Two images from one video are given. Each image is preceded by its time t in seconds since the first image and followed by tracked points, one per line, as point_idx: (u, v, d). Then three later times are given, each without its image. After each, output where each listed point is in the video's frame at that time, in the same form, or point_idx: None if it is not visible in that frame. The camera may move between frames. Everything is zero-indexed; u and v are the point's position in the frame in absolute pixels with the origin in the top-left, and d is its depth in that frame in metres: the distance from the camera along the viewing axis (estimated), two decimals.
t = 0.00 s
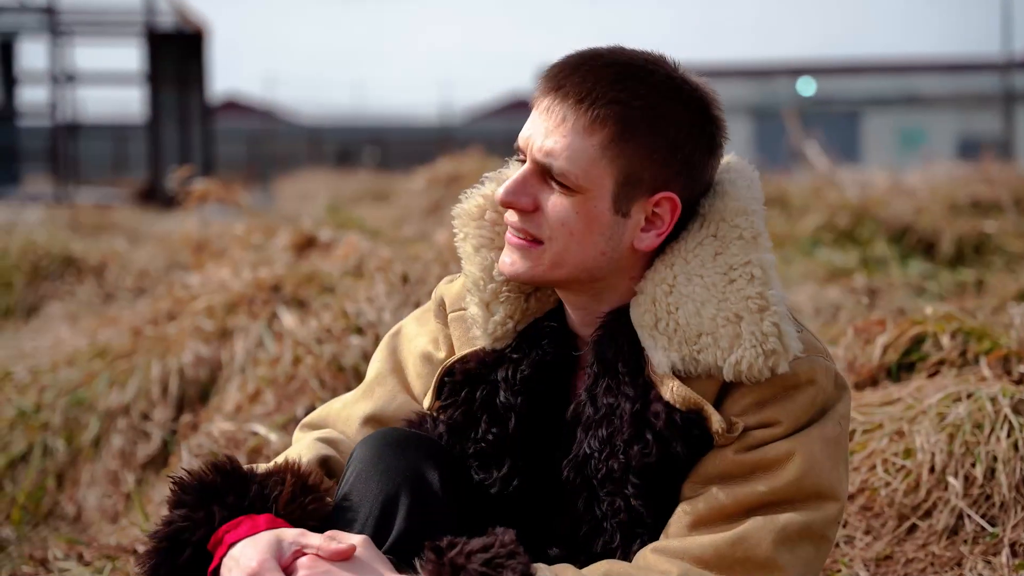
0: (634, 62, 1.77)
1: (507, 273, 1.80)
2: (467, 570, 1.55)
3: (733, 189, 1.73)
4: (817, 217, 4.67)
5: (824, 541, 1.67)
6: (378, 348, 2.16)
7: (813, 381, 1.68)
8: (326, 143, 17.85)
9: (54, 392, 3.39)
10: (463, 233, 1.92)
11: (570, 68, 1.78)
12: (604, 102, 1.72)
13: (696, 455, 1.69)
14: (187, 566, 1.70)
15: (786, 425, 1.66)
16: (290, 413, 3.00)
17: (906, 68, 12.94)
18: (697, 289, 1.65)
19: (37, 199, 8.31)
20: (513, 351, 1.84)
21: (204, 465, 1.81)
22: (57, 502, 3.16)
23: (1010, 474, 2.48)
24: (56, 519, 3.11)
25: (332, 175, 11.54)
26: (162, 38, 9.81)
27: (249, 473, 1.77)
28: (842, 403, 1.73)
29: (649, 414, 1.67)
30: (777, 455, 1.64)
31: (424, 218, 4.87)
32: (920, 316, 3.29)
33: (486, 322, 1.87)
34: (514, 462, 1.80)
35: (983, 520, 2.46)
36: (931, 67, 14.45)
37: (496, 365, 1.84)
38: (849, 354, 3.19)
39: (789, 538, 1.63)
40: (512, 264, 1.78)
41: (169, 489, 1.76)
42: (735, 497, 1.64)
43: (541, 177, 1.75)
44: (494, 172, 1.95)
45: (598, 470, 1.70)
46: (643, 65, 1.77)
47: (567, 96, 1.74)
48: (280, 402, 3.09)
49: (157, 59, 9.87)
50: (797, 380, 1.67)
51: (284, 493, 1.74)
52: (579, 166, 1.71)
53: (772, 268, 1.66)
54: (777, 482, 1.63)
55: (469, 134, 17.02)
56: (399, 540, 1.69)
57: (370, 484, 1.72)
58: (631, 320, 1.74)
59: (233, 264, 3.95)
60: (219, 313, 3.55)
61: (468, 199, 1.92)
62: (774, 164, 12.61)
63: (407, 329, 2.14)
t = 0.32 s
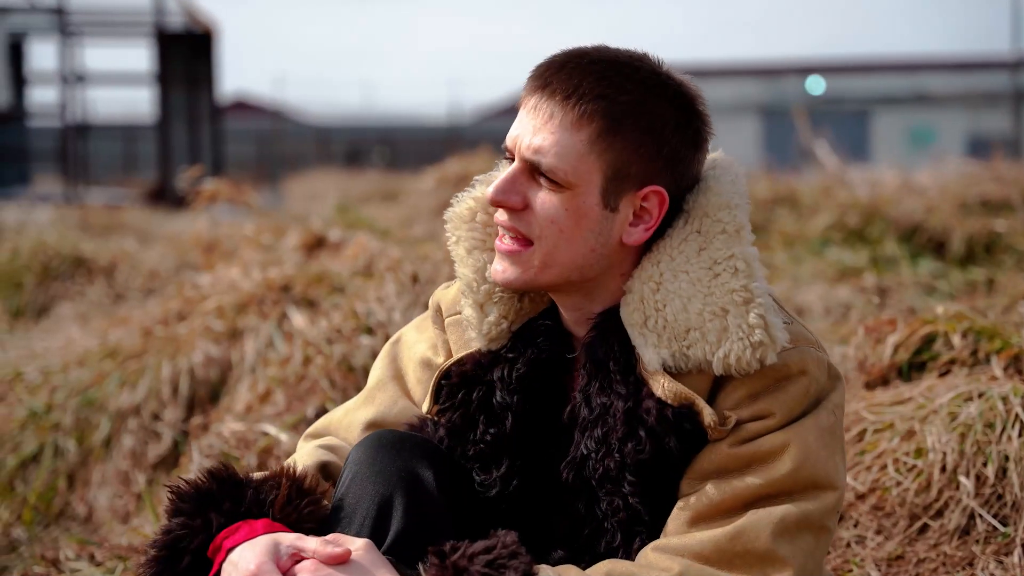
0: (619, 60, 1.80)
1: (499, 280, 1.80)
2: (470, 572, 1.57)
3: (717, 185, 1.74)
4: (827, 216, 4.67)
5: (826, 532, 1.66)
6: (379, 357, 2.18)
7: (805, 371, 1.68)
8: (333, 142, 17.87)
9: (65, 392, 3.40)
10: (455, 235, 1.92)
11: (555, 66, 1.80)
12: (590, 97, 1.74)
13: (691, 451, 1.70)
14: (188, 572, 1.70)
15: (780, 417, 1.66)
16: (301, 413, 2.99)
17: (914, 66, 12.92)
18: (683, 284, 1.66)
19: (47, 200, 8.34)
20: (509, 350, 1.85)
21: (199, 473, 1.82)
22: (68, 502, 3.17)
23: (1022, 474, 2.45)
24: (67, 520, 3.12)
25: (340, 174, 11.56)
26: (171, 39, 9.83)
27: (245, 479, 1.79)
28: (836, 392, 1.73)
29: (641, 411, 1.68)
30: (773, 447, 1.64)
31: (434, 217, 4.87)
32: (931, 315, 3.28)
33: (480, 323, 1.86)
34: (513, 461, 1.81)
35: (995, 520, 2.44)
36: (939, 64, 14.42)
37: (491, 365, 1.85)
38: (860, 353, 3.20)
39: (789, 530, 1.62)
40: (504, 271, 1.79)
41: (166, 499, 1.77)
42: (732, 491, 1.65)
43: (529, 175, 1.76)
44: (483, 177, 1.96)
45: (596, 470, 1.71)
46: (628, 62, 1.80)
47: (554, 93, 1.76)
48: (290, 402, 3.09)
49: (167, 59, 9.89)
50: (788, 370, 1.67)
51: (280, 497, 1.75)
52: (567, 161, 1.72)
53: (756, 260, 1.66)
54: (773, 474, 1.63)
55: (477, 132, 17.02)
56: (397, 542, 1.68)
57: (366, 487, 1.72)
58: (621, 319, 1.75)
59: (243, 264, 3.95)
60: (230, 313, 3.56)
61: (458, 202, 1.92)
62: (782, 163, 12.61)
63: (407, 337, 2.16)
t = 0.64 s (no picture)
0: (587, 54, 1.82)
1: (487, 280, 1.82)
2: (476, 572, 1.58)
3: (705, 180, 1.74)
4: (836, 217, 4.67)
5: (829, 526, 1.66)
6: (386, 363, 2.17)
7: (803, 365, 1.67)
8: (340, 142, 17.89)
9: (76, 393, 3.41)
10: (451, 239, 1.92)
11: (524, 65, 1.83)
12: (554, 90, 1.75)
13: (691, 449, 1.69)
14: None
15: (779, 413, 1.65)
16: (311, 415, 2.99)
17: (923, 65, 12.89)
18: (677, 282, 1.65)
19: (59, 202, 8.37)
20: (508, 350, 1.85)
21: (204, 478, 1.82)
22: (79, 503, 3.18)
23: None
24: (78, 521, 3.13)
25: (349, 175, 11.58)
26: (181, 40, 9.85)
27: (251, 482, 1.79)
28: (836, 385, 1.72)
29: (640, 410, 1.67)
30: (774, 442, 1.64)
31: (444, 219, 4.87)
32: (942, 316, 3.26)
33: (479, 325, 1.87)
34: (517, 461, 1.80)
35: (1006, 521, 2.42)
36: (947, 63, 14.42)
37: (492, 365, 1.84)
38: (870, 354, 3.19)
39: (793, 526, 1.62)
40: (491, 271, 1.80)
41: (174, 503, 1.77)
42: (735, 489, 1.64)
43: (504, 173, 1.78)
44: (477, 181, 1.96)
45: (598, 471, 1.70)
46: (596, 56, 1.82)
47: (521, 90, 1.78)
48: (301, 403, 3.09)
49: (177, 59, 9.92)
50: (787, 365, 1.67)
51: (285, 500, 1.74)
52: (535, 155, 1.73)
53: (749, 254, 1.64)
54: (774, 470, 1.63)
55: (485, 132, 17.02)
56: (402, 544, 1.67)
57: (372, 490, 1.72)
58: (617, 320, 1.75)
59: (254, 265, 3.96)
60: (240, 314, 3.56)
61: (452, 207, 1.93)
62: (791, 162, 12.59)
63: (414, 342, 2.16)
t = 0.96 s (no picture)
0: (610, 51, 1.83)
1: (504, 275, 1.82)
2: (490, 572, 1.58)
3: (723, 183, 1.74)
4: (847, 217, 4.67)
5: (844, 530, 1.65)
6: (401, 362, 2.18)
7: (818, 368, 1.67)
8: (347, 143, 17.92)
9: (87, 394, 3.41)
10: (468, 238, 1.92)
11: (548, 60, 1.84)
12: (576, 85, 1.76)
13: (706, 451, 1.69)
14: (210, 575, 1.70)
15: (795, 416, 1.65)
16: (322, 415, 2.99)
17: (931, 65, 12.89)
18: (693, 284, 1.65)
19: (70, 202, 8.42)
20: (524, 350, 1.85)
21: (220, 478, 1.82)
22: (91, 504, 3.19)
23: None
24: (90, 521, 3.14)
25: (358, 176, 11.61)
26: (191, 42, 9.87)
27: (266, 482, 1.79)
28: (851, 389, 1.72)
29: (655, 412, 1.67)
30: (789, 445, 1.63)
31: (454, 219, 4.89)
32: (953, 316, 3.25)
33: (496, 325, 1.86)
34: (533, 461, 1.80)
35: (1018, 522, 2.39)
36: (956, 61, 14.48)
37: (508, 366, 1.84)
38: (881, 355, 3.18)
39: (807, 529, 1.62)
40: (509, 266, 1.81)
41: (189, 502, 1.77)
42: (749, 491, 1.64)
43: (524, 168, 1.79)
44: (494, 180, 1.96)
45: (612, 471, 1.70)
46: (619, 53, 1.83)
47: (543, 85, 1.80)
48: (311, 403, 3.09)
49: (186, 60, 9.94)
50: (803, 368, 1.66)
51: (300, 500, 1.75)
52: (555, 150, 1.74)
53: (766, 258, 1.62)
54: (789, 472, 1.62)
55: (493, 132, 17.03)
56: (417, 545, 1.67)
57: (386, 491, 1.72)
58: (634, 319, 1.75)
59: (264, 266, 3.97)
60: (251, 315, 3.56)
61: (470, 206, 1.93)
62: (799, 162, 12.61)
63: (428, 342, 2.17)
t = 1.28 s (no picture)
0: (627, 51, 1.84)
1: (516, 272, 1.82)
2: (495, 573, 1.58)
3: (737, 186, 1.75)
4: (850, 219, 4.68)
5: (851, 534, 1.65)
6: (409, 361, 2.18)
7: (829, 372, 1.66)
8: (350, 145, 17.95)
9: (90, 396, 3.41)
10: (480, 238, 1.92)
11: (565, 59, 1.85)
12: (594, 84, 1.77)
13: (714, 454, 1.69)
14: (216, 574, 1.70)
15: (804, 419, 1.65)
16: (325, 417, 2.99)
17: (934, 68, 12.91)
18: (704, 285, 1.65)
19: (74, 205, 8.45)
20: (535, 351, 1.85)
21: (226, 476, 1.81)
22: (94, 506, 3.19)
23: None
24: (93, 523, 3.14)
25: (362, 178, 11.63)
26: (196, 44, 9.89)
27: (273, 482, 1.79)
28: (861, 395, 1.72)
29: (664, 413, 1.67)
30: (797, 448, 1.63)
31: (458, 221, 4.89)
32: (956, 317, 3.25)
33: (505, 324, 1.87)
34: (543, 462, 1.79)
35: (1021, 524, 2.39)
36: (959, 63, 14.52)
37: (519, 366, 1.84)
38: (884, 357, 3.17)
39: (813, 532, 1.61)
40: (521, 263, 1.80)
41: (195, 500, 1.77)
42: (756, 494, 1.64)
43: (540, 165, 1.79)
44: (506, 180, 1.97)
45: (620, 471, 1.70)
46: (636, 53, 1.84)
47: (561, 83, 1.80)
48: (315, 405, 3.09)
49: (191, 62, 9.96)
50: (812, 372, 1.66)
51: (306, 501, 1.74)
52: (571, 148, 1.75)
53: (779, 262, 1.62)
54: (797, 475, 1.62)
55: (496, 134, 17.05)
56: (422, 546, 1.67)
57: (393, 492, 1.72)
58: (644, 320, 1.75)
59: (268, 268, 3.97)
60: (254, 317, 3.56)
61: (482, 206, 1.93)
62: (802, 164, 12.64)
63: (436, 341, 2.17)
